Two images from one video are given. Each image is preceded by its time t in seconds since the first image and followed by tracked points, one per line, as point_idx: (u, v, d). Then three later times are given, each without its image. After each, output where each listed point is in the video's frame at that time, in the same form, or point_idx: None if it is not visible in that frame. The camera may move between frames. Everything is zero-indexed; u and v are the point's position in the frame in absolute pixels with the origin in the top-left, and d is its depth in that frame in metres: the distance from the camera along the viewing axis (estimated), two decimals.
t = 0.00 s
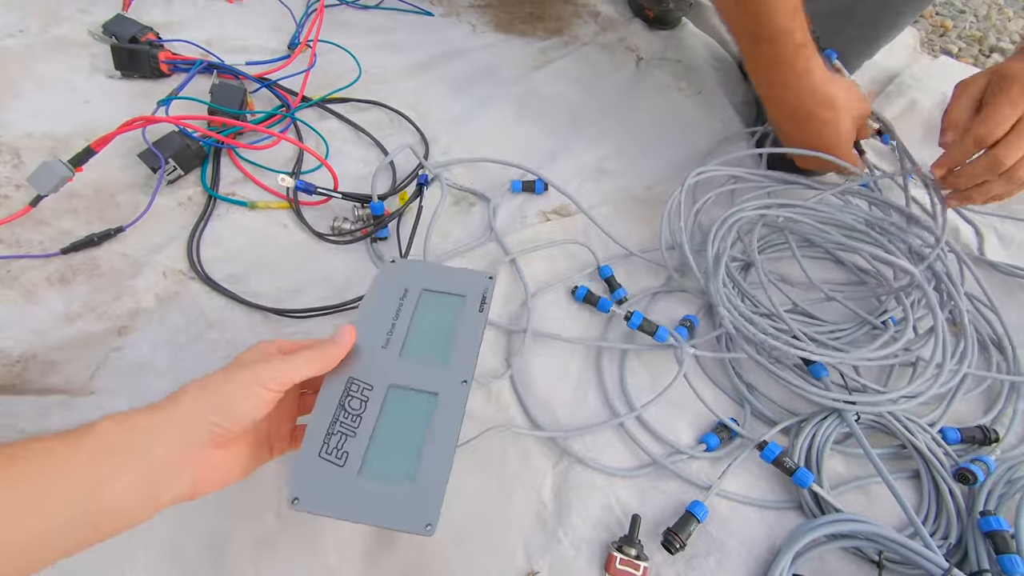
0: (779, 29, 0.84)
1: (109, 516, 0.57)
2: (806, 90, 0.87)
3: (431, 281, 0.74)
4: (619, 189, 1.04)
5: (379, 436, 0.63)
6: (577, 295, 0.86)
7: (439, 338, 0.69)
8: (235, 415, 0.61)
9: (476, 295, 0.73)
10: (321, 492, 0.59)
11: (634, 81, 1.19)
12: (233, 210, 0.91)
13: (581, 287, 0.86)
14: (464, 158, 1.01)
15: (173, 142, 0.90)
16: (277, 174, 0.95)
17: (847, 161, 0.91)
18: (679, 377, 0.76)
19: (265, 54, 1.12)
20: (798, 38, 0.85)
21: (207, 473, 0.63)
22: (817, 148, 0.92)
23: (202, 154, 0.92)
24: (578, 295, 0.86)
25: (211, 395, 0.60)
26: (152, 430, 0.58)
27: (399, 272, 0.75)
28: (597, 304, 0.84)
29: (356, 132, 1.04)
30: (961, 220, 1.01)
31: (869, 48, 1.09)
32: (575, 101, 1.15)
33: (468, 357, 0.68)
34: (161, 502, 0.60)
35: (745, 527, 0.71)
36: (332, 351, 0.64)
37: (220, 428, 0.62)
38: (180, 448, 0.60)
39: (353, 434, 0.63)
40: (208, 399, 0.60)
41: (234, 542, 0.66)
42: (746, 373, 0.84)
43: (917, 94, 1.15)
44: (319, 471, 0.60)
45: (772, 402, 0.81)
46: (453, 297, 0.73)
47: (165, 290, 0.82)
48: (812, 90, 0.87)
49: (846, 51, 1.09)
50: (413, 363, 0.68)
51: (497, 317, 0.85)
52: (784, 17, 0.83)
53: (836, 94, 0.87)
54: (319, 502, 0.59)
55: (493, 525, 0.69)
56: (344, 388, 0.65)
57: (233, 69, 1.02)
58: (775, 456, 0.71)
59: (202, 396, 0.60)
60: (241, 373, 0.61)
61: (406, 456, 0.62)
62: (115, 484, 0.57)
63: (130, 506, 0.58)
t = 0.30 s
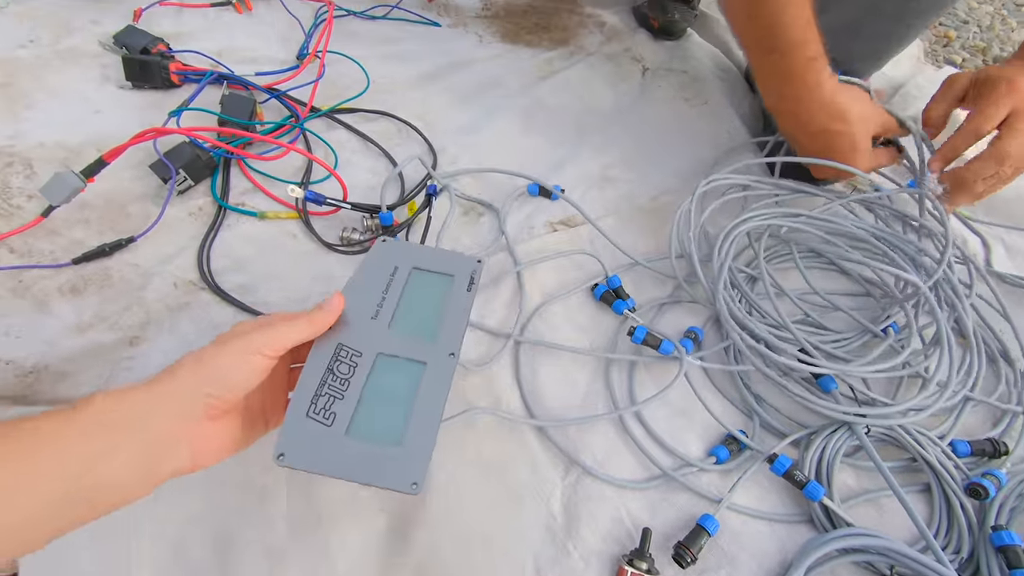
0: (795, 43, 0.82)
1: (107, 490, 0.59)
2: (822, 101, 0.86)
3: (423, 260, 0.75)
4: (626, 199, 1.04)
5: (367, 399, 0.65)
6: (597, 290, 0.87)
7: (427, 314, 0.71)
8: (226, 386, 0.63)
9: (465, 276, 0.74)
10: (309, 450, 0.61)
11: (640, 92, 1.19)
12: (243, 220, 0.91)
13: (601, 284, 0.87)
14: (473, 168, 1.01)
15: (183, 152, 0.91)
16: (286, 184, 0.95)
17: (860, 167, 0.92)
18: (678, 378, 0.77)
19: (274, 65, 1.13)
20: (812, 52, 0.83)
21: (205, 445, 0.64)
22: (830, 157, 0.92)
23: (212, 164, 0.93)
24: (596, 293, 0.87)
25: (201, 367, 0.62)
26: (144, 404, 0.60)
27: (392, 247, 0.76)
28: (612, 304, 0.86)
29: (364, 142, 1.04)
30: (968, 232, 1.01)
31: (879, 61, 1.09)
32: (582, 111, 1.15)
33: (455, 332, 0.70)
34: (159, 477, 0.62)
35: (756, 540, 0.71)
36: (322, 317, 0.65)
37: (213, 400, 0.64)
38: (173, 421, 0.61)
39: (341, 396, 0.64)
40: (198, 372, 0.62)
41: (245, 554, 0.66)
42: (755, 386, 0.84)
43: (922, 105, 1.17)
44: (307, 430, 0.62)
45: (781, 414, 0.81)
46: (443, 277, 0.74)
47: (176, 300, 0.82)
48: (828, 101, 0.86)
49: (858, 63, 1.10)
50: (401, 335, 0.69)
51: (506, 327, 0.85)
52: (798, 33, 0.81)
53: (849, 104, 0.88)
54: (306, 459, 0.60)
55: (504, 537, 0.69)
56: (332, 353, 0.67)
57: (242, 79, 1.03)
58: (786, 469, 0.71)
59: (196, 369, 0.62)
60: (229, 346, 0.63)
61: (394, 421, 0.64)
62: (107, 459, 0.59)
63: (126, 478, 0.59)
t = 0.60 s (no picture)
0: (807, 42, 0.87)
1: (143, 469, 0.60)
2: (824, 99, 0.87)
3: (451, 257, 0.76)
4: (639, 210, 1.05)
5: (389, 396, 0.66)
6: (609, 301, 0.88)
7: (455, 311, 0.72)
8: (255, 369, 0.65)
9: (493, 274, 0.76)
10: (329, 443, 0.63)
11: (652, 103, 1.20)
12: (261, 230, 0.92)
13: (613, 294, 0.88)
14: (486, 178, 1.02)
15: (204, 163, 0.92)
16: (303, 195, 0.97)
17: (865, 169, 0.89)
18: (691, 388, 0.77)
19: (291, 76, 1.15)
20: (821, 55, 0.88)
21: (236, 424, 0.67)
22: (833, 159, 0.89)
23: (231, 175, 0.94)
24: (609, 303, 0.88)
25: (230, 350, 0.64)
26: (179, 383, 0.62)
27: (423, 241, 0.77)
28: (625, 313, 0.86)
29: (379, 153, 1.05)
30: (982, 244, 1.01)
31: (890, 72, 1.09)
32: (593, 122, 1.16)
33: (480, 330, 0.71)
34: (191, 455, 0.63)
35: (769, 553, 0.71)
36: (350, 307, 0.67)
37: (243, 381, 0.66)
38: (206, 401, 0.64)
39: (364, 391, 0.66)
40: (229, 354, 0.64)
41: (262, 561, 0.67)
42: (767, 397, 0.84)
43: (935, 115, 1.17)
44: (329, 424, 0.64)
45: (794, 427, 0.81)
46: (470, 274, 0.76)
47: (196, 308, 0.83)
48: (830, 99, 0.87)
49: (869, 74, 1.09)
50: (427, 331, 0.70)
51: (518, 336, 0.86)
52: (809, 32, 0.87)
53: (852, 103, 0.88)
54: (323, 448, 0.63)
55: (517, 547, 0.69)
56: (359, 347, 0.68)
57: (260, 91, 1.05)
58: (799, 482, 0.71)
59: (227, 351, 0.64)
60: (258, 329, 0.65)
61: (413, 420, 0.66)
62: (143, 437, 0.60)
63: (161, 456, 0.61)
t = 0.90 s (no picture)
0: (787, 39, 0.82)
1: (163, 451, 0.60)
2: (809, 99, 0.83)
3: (471, 253, 0.76)
4: (650, 206, 1.04)
5: (398, 391, 0.66)
6: (618, 297, 0.87)
7: (473, 307, 0.72)
8: (274, 354, 0.65)
9: (513, 273, 0.75)
10: (336, 432, 0.63)
11: (662, 100, 1.19)
12: (270, 224, 0.92)
13: (623, 290, 0.87)
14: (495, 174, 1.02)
15: (214, 157, 0.93)
16: (312, 189, 0.97)
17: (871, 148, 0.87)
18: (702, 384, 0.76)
19: (301, 73, 1.15)
20: (806, 48, 0.83)
21: (254, 410, 0.66)
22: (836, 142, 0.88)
23: (241, 169, 0.94)
24: (618, 299, 0.87)
25: (251, 334, 0.63)
26: (199, 367, 0.62)
27: (445, 233, 0.76)
28: (634, 310, 0.85)
29: (389, 149, 1.05)
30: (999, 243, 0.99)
31: (905, 68, 1.07)
32: (603, 119, 1.15)
33: (497, 329, 0.70)
34: (210, 438, 0.63)
35: (780, 552, 0.70)
36: (367, 296, 0.67)
37: (262, 366, 0.65)
38: (226, 385, 0.63)
39: (374, 384, 0.66)
40: (250, 338, 0.63)
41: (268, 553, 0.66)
42: (778, 394, 0.83)
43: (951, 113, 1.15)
44: (336, 415, 0.64)
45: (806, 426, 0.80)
46: (489, 271, 0.75)
47: (205, 301, 0.83)
48: (815, 98, 0.83)
49: (885, 69, 1.07)
50: (442, 327, 0.70)
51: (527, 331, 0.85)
52: (791, 26, 0.81)
53: (844, 94, 0.83)
54: (331, 437, 0.63)
55: (525, 542, 0.69)
56: (372, 339, 0.68)
57: (271, 87, 1.05)
58: (811, 480, 0.70)
59: (247, 336, 0.63)
60: (278, 314, 0.64)
61: (422, 414, 0.65)
62: (163, 418, 0.60)
63: (181, 438, 0.60)
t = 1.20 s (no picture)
0: (783, 45, 0.78)
1: (180, 458, 0.60)
2: (808, 105, 0.79)
3: (473, 261, 0.77)
4: (654, 213, 1.05)
5: (407, 396, 0.67)
6: (621, 303, 0.88)
7: (477, 315, 0.73)
8: (288, 363, 0.66)
9: (514, 282, 0.76)
10: (347, 436, 0.64)
11: (667, 106, 1.20)
12: (279, 229, 0.94)
13: (626, 296, 0.88)
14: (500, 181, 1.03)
15: (226, 164, 0.94)
16: (321, 195, 0.98)
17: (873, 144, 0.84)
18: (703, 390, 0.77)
19: (310, 79, 1.17)
20: (802, 54, 0.78)
21: (269, 418, 0.67)
22: (838, 142, 0.85)
23: (251, 175, 0.96)
24: (621, 305, 0.88)
25: (265, 343, 0.65)
26: (214, 376, 0.63)
27: (449, 243, 0.78)
28: (637, 315, 0.87)
29: (396, 155, 1.07)
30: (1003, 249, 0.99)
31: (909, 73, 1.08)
32: (608, 124, 1.16)
33: (501, 337, 0.72)
34: (226, 445, 0.63)
35: (781, 557, 0.71)
36: (375, 305, 0.69)
37: (276, 375, 0.67)
38: (241, 394, 0.64)
39: (383, 389, 0.67)
40: (264, 347, 0.65)
41: (277, 553, 0.68)
42: (780, 400, 0.84)
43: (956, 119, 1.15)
44: (347, 419, 0.65)
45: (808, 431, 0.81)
46: (492, 280, 0.76)
47: (217, 305, 0.85)
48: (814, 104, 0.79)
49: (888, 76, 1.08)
50: (449, 334, 0.71)
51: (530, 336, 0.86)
52: (786, 31, 0.77)
53: (843, 97, 0.79)
54: (341, 441, 0.64)
55: (528, 545, 0.70)
56: (380, 346, 0.69)
57: (281, 94, 1.07)
58: (811, 486, 0.71)
59: (261, 345, 0.65)
60: (291, 323, 0.66)
61: (431, 419, 0.66)
62: (179, 426, 0.60)
63: (198, 445, 0.61)
